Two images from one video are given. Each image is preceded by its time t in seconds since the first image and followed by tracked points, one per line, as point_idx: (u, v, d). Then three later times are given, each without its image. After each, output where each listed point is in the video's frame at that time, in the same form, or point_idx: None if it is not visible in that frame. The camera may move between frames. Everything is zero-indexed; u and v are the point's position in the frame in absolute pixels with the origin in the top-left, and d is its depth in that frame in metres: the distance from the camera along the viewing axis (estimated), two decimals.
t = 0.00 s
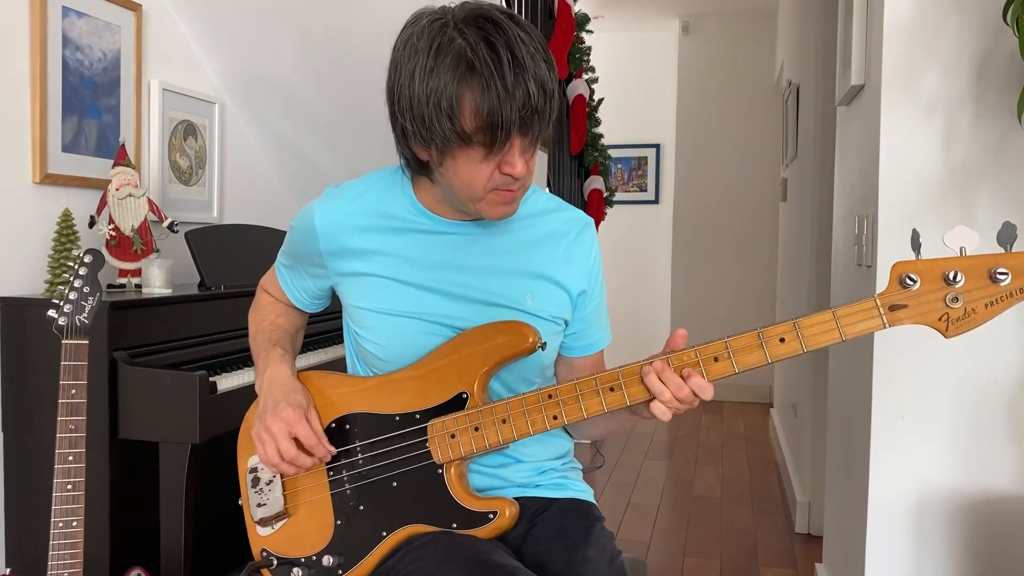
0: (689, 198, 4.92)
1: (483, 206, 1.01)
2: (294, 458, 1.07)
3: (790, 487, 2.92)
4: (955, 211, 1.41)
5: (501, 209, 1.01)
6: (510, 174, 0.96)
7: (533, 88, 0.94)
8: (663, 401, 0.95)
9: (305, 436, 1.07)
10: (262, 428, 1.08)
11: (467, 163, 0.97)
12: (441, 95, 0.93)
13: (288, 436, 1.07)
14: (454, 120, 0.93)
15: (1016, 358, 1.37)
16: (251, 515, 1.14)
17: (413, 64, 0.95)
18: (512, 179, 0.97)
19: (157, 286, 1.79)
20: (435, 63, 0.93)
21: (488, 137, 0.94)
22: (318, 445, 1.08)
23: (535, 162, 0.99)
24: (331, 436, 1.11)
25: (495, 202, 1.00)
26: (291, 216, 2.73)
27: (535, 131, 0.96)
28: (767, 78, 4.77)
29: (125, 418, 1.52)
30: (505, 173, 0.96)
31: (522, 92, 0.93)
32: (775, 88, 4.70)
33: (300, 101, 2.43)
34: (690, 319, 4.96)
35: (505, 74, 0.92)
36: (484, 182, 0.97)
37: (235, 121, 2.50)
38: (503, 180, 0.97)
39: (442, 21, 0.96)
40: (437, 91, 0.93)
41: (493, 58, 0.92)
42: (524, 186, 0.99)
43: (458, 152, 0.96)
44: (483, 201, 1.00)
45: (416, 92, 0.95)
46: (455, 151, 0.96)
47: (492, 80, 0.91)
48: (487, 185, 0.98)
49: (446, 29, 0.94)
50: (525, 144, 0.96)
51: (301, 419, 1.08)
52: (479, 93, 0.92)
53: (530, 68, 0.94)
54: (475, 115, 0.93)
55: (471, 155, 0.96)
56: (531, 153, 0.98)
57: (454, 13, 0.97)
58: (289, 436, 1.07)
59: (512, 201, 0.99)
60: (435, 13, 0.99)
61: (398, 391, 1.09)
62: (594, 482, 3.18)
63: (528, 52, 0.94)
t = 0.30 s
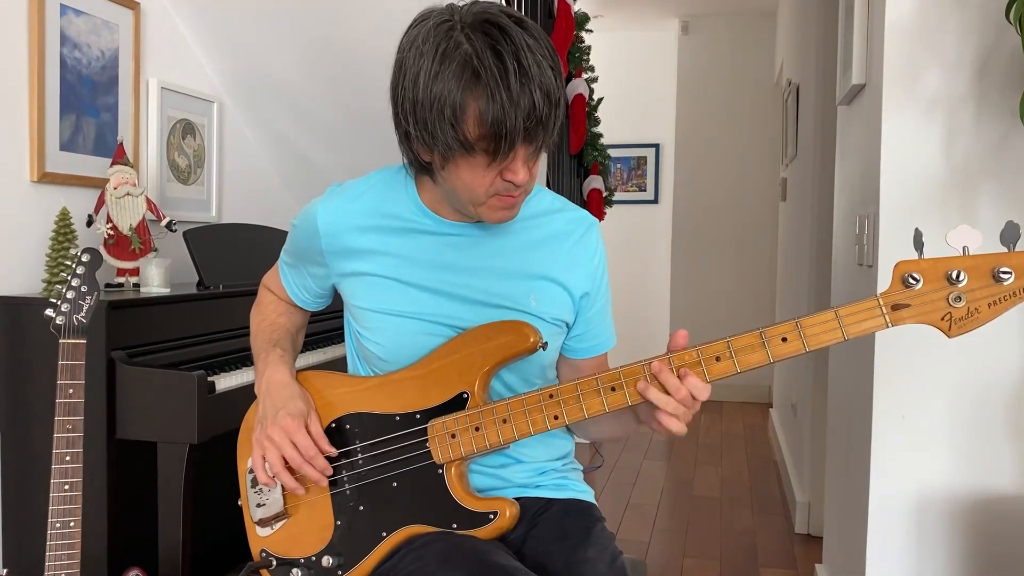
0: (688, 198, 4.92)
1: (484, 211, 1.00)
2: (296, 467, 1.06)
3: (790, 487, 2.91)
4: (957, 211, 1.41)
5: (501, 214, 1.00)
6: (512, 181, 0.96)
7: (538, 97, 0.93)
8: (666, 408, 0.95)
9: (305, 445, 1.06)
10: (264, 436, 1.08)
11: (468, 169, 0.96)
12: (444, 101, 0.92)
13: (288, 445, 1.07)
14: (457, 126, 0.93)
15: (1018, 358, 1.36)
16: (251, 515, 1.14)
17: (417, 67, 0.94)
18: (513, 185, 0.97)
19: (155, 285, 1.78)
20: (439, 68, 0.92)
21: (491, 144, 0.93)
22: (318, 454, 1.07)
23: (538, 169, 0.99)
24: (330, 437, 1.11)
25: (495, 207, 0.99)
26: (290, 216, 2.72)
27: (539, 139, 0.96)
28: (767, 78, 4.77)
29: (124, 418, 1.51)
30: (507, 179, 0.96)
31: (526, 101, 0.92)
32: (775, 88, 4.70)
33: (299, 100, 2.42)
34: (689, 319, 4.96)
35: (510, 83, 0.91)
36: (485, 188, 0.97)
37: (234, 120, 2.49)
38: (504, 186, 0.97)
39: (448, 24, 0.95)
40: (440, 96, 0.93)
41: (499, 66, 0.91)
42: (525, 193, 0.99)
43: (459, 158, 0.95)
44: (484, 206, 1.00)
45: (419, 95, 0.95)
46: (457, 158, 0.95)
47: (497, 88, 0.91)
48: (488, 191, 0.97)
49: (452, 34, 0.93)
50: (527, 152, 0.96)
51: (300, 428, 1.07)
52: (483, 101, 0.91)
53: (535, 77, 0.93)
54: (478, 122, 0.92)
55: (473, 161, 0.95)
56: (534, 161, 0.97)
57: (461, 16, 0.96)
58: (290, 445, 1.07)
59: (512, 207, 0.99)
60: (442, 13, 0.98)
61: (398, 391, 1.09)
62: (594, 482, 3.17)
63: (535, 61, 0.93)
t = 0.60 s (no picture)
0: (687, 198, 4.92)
1: (499, 224, 1.00)
2: (286, 471, 1.05)
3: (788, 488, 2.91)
4: (957, 211, 1.40)
5: (514, 229, 1.00)
6: (536, 201, 0.96)
7: (580, 125, 0.92)
8: (657, 410, 0.94)
9: (299, 449, 1.05)
10: (256, 438, 1.07)
11: (495, 185, 0.94)
12: (487, 117, 0.89)
13: (282, 447, 1.05)
14: (497, 144, 0.90)
15: (1019, 357, 1.36)
16: (250, 516, 1.13)
17: (461, 78, 0.90)
18: (535, 204, 0.96)
19: (153, 284, 1.80)
20: (487, 83, 0.89)
21: (526, 167, 0.92)
22: (311, 459, 1.06)
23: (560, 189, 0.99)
24: (327, 438, 1.10)
25: (512, 223, 0.99)
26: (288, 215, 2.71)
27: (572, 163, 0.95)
28: (765, 78, 4.77)
29: (121, 417, 1.50)
30: (530, 199, 0.95)
31: (570, 129, 0.91)
32: (773, 88, 4.71)
33: (298, 99, 2.42)
34: (687, 319, 4.96)
35: (558, 110, 0.89)
36: (507, 206, 0.96)
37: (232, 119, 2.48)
38: (527, 205, 0.96)
39: (500, 36, 0.91)
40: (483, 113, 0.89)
41: (549, 91, 0.88)
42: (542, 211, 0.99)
43: (489, 174, 0.93)
44: (500, 220, 0.99)
45: (464, 106, 0.90)
46: (493, 173, 0.93)
47: (544, 113, 0.88)
48: (509, 208, 0.96)
49: (503, 50, 0.90)
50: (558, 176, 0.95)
51: (296, 433, 1.06)
52: (527, 124, 0.89)
53: (581, 105, 0.91)
54: (518, 144, 0.90)
55: (503, 179, 0.93)
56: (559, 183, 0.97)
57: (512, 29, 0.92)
58: (283, 448, 1.06)
59: (528, 224, 0.99)
60: (488, 23, 0.93)
61: (396, 391, 1.08)
62: (592, 483, 3.16)
63: (583, 89, 0.92)
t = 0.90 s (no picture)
0: (685, 199, 4.93)
1: (521, 215, 0.98)
2: (285, 471, 1.06)
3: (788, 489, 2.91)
4: (956, 212, 1.40)
5: (535, 223, 0.98)
6: (564, 192, 0.94)
7: (621, 118, 0.92)
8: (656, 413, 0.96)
9: (297, 449, 1.05)
10: (253, 440, 1.07)
11: (526, 167, 0.93)
12: (532, 92, 0.88)
13: (280, 448, 1.05)
14: (539, 121, 0.89)
15: (1018, 359, 1.36)
16: (245, 516, 1.12)
17: (509, 53, 0.90)
18: (561, 196, 0.94)
19: (151, 286, 1.76)
20: (537, 59, 0.88)
21: (563, 149, 0.91)
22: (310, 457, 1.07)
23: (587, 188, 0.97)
24: (326, 438, 1.10)
25: (534, 215, 0.97)
26: (287, 216, 2.71)
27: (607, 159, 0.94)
28: (764, 80, 4.77)
29: (119, 419, 1.50)
30: (558, 188, 0.93)
31: (613, 117, 0.90)
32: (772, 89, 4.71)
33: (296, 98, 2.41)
34: (686, 320, 4.96)
35: (605, 94, 0.89)
36: (533, 193, 0.94)
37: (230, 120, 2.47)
38: (554, 196, 0.94)
39: (554, 22, 0.91)
40: (530, 86, 0.88)
41: (599, 75, 0.89)
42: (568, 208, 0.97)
43: (523, 154, 0.92)
44: (524, 210, 0.97)
45: (508, 79, 0.89)
46: (526, 153, 0.91)
47: (590, 95, 0.88)
48: (535, 197, 0.94)
49: (555, 31, 0.90)
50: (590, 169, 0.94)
51: (294, 432, 1.06)
52: (572, 103, 0.89)
53: (625, 97, 0.92)
54: (559, 123, 0.89)
55: (535, 160, 0.92)
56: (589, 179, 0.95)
57: (566, 17, 0.92)
58: (282, 449, 1.05)
59: (550, 219, 0.98)
60: (541, 10, 0.94)
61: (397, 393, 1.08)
62: (591, 484, 3.16)
63: (629, 81, 0.92)
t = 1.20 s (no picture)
0: (683, 200, 4.93)
1: (537, 217, 0.97)
2: (292, 456, 1.05)
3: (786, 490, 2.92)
4: (953, 215, 1.41)
5: (553, 224, 0.97)
6: (573, 191, 0.93)
7: (637, 114, 0.90)
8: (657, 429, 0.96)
9: (300, 431, 1.05)
10: (256, 429, 1.06)
11: (536, 167, 0.93)
12: (538, 88, 0.89)
13: (284, 435, 1.05)
14: (544, 116, 0.89)
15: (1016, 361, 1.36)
16: (243, 511, 1.12)
17: (522, 52, 0.91)
18: (573, 196, 0.93)
19: (148, 288, 1.75)
20: (546, 56, 0.89)
21: (571, 146, 0.90)
22: (315, 439, 1.06)
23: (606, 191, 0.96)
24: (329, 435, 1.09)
25: (549, 215, 0.96)
26: (285, 218, 2.71)
27: (622, 157, 0.92)
28: (762, 81, 4.78)
29: (117, 421, 1.49)
30: (571, 188, 0.93)
31: (626, 113, 0.89)
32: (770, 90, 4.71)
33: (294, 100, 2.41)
34: (684, 321, 4.97)
35: (613, 90, 0.88)
36: (546, 194, 0.94)
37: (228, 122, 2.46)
38: (565, 196, 0.93)
39: (565, 23, 0.92)
40: (537, 82, 0.89)
41: (607, 71, 0.87)
42: (584, 209, 0.96)
43: (532, 152, 0.92)
44: (538, 212, 0.97)
45: (513, 80, 0.91)
46: (532, 151, 0.92)
47: (597, 91, 0.87)
48: (548, 199, 0.94)
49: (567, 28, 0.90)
50: (604, 168, 0.92)
51: (294, 414, 1.06)
52: (576, 99, 0.88)
53: (643, 92, 0.89)
54: (566, 119, 0.89)
55: (545, 159, 0.92)
56: (605, 178, 0.94)
57: (579, 17, 0.92)
58: (285, 434, 1.05)
59: (566, 221, 0.96)
60: (559, 12, 0.94)
61: (403, 395, 1.08)
62: (589, 485, 3.16)
63: (647, 78, 0.90)
